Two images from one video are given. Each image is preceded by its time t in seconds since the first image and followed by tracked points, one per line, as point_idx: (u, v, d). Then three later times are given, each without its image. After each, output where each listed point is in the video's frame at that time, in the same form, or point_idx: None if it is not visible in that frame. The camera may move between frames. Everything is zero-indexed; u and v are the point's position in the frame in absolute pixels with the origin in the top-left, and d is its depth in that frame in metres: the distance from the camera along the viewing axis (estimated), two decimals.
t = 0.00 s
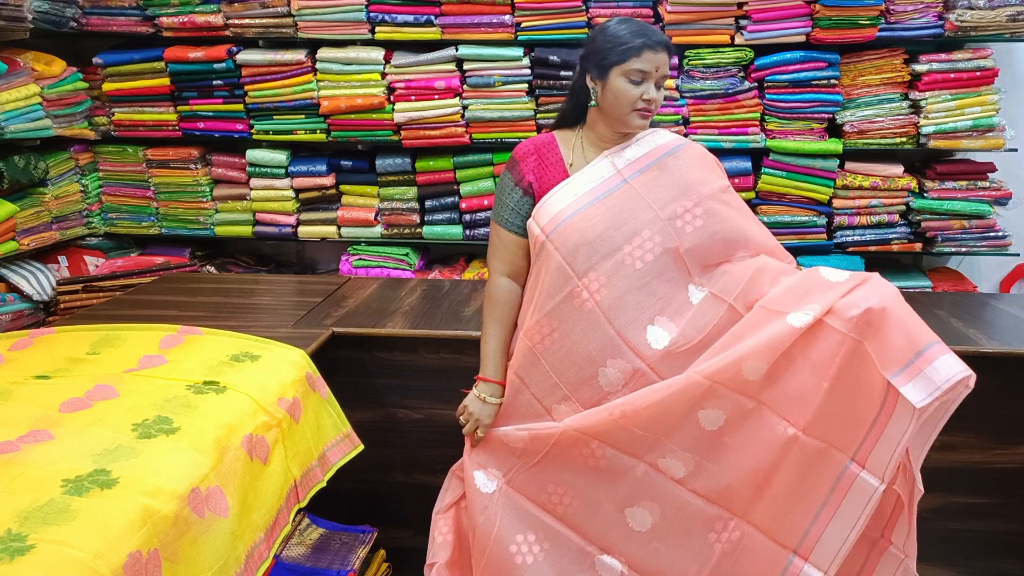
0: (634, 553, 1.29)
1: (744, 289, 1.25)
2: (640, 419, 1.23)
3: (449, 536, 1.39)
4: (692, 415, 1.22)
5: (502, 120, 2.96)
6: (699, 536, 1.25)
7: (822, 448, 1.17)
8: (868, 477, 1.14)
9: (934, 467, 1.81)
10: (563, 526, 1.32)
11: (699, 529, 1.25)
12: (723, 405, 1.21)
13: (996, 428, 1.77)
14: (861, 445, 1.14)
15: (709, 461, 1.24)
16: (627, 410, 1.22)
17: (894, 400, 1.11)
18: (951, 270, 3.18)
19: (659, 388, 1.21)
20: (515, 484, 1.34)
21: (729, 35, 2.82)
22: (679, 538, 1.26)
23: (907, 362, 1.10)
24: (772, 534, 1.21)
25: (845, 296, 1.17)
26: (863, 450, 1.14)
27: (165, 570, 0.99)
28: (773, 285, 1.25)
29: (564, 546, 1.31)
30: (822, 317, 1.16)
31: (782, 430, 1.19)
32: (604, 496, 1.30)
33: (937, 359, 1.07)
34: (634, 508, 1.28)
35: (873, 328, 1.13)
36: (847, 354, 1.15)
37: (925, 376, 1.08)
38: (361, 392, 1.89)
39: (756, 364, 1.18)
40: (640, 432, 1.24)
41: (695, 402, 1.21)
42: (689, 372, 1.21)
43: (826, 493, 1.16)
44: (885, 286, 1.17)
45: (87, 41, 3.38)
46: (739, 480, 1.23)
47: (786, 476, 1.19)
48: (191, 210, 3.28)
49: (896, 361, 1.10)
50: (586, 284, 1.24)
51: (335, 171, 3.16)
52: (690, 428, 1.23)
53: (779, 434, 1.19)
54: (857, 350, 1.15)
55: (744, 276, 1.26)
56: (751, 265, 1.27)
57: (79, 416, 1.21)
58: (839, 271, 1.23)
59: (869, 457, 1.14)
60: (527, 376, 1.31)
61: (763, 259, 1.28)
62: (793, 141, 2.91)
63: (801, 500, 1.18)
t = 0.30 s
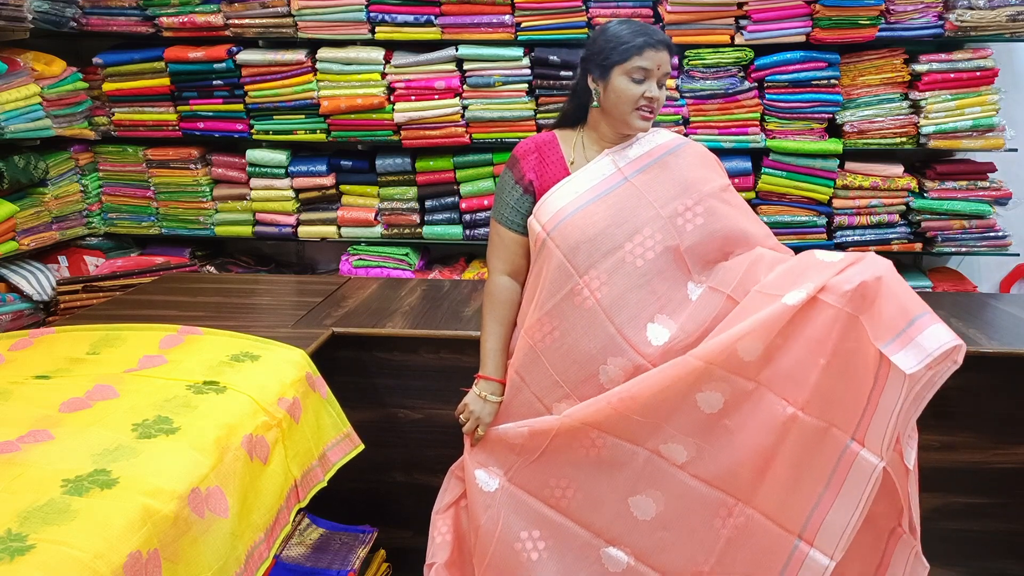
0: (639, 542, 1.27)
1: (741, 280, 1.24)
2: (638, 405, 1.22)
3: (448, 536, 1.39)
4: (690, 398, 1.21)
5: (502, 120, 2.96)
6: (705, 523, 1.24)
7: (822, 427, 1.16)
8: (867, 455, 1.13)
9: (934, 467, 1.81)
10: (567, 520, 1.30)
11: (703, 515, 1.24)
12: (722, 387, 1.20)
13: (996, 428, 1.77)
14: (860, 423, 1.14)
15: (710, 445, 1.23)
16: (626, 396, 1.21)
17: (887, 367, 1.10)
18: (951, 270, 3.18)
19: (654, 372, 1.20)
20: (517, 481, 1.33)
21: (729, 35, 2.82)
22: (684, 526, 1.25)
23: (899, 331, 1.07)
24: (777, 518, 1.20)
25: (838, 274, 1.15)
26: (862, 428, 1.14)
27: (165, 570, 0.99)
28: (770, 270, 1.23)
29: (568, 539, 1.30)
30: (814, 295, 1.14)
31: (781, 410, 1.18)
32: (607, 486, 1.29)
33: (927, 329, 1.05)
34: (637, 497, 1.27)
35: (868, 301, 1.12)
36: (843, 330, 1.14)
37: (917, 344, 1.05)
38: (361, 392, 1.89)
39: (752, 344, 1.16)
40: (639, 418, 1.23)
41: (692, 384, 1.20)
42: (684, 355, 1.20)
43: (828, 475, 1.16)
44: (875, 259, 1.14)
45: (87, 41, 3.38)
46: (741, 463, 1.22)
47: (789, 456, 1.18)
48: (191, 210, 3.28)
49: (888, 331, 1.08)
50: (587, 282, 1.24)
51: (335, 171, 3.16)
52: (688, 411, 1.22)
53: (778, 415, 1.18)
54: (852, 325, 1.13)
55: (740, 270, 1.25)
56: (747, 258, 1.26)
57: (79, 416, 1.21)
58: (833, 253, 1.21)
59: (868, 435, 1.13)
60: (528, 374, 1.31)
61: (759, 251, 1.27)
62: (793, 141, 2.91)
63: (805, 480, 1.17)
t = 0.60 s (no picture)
0: (642, 535, 1.24)
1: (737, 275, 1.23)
2: (633, 398, 1.20)
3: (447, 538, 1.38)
4: (682, 386, 1.18)
5: (502, 120, 2.96)
6: (707, 512, 1.20)
7: (820, 410, 1.14)
8: (867, 435, 1.11)
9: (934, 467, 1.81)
10: (569, 516, 1.28)
11: (705, 505, 1.20)
12: (714, 373, 1.17)
13: (995, 428, 1.77)
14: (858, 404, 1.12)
15: (707, 434, 1.20)
16: (623, 391, 1.19)
17: (881, 344, 1.07)
18: (951, 270, 3.18)
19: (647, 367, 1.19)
20: (517, 479, 1.32)
21: (729, 35, 2.82)
22: (687, 517, 1.21)
23: (889, 309, 1.03)
24: (778, 505, 1.16)
25: (825, 251, 1.12)
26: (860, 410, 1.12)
27: (165, 570, 0.99)
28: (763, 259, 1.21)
29: (571, 535, 1.28)
30: (796, 270, 1.12)
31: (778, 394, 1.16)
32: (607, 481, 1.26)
33: (918, 305, 1.00)
34: (637, 490, 1.24)
35: (857, 275, 1.09)
36: (836, 309, 1.12)
37: (907, 322, 1.00)
38: (361, 392, 1.89)
39: (737, 326, 1.14)
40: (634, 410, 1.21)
41: (683, 372, 1.17)
42: (674, 345, 1.18)
43: (829, 459, 1.14)
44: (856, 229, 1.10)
45: (87, 41, 3.39)
46: (738, 449, 1.19)
47: (788, 438, 1.16)
48: (191, 210, 3.28)
49: (878, 309, 1.05)
50: (587, 282, 1.24)
51: (335, 171, 3.16)
52: (683, 400, 1.19)
53: (774, 396, 1.16)
54: (846, 303, 1.11)
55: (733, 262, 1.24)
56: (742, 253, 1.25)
57: (79, 416, 1.21)
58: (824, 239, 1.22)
59: (867, 415, 1.11)
60: (527, 374, 1.31)
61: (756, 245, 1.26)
62: (793, 141, 2.91)
63: (802, 464, 1.15)
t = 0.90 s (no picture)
0: (639, 474, 1.16)
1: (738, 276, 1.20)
2: (587, 343, 1.11)
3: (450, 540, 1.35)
4: (629, 308, 1.08)
5: (502, 120, 2.96)
6: (689, 427, 1.11)
7: (765, 290, 1.04)
8: (805, 299, 1.02)
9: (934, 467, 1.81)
10: (564, 476, 1.22)
11: (684, 421, 1.11)
12: (657, 286, 1.06)
13: (995, 427, 1.77)
14: (796, 270, 1.02)
15: (666, 350, 1.09)
16: (576, 338, 1.10)
17: (806, 197, 0.99)
18: (951, 270, 3.18)
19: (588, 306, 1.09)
20: (512, 464, 1.26)
21: (729, 35, 2.82)
22: (676, 440, 1.12)
23: (812, 162, 0.99)
24: (750, 398, 1.07)
25: (729, 136, 1.03)
26: (798, 275, 1.02)
27: (165, 570, 0.99)
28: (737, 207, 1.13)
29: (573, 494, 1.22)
30: (709, 163, 1.03)
31: (724, 287, 1.05)
32: (587, 428, 1.18)
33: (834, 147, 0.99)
34: (624, 429, 1.15)
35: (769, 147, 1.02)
36: (758, 187, 1.03)
37: (833, 165, 0.98)
38: (362, 392, 1.90)
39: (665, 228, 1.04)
40: (589, 348, 1.11)
41: (626, 297, 1.07)
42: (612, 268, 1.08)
43: (782, 336, 1.04)
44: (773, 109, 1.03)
45: (87, 41, 3.38)
46: (698, 357, 1.09)
47: (744, 331, 1.06)
48: (191, 210, 3.28)
49: (799, 164, 1.00)
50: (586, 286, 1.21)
51: (335, 171, 3.16)
52: (634, 322, 1.09)
53: (725, 292, 1.05)
54: (768, 179, 1.02)
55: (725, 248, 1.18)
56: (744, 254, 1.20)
57: (79, 416, 1.21)
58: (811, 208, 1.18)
59: (805, 278, 1.01)
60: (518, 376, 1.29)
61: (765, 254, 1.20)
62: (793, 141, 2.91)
63: (761, 348, 1.05)
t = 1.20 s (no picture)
0: (647, 462, 1.19)
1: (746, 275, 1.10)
2: (583, 330, 1.16)
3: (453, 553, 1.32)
4: (618, 293, 1.15)
5: (502, 120, 2.96)
6: (691, 410, 1.15)
7: (754, 267, 1.11)
8: (797, 271, 1.10)
9: (935, 467, 1.81)
10: (574, 474, 1.23)
11: (686, 404, 1.15)
12: (644, 269, 1.13)
13: (996, 427, 1.77)
14: (781, 245, 1.10)
15: (662, 331, 1.14)
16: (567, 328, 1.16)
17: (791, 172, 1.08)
18: (951, 270, 3.18)
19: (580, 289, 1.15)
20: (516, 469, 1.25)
21: (729, 35, 2.82)
22: (680, 425, 1.16)
23: (788, 136, 1.07)
24: (745, 372, 1.11)
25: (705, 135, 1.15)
26: (783, 249, 1.10)
27: (165, 570, 0.99)
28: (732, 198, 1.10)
29: (584, 490, 1.23)
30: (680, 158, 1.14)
31: (715, 267, 1.10)
32: (592, 422, 1.20)
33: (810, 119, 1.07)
34: (627, 418, 1.19)
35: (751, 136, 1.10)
36: (736, 168, 1.11)
37: (808, 136, 1.05)
38: (362, 392, 1.89)
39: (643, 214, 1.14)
40: (586, 335, 1.16)
41: (613, 280, 1.15)
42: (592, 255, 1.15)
43: (769, 304, 1.10)
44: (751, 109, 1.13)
45: (87, 41, 3.39)
46: (694, 338, 1.13)
47: (737, 308, 1.10)
48: (191, 210, 3.28)
49: (777, 140, 1.07)
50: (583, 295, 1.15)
51: (335, 171, 3.16)
52: (628, 308, 1.15)
53: (715, 269, 1.10)
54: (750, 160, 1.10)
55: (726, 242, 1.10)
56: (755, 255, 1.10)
57: (79, 416, 1.21)
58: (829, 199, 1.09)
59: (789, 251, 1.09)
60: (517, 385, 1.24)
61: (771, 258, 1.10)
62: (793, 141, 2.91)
63: (752, 322, 1.10)
